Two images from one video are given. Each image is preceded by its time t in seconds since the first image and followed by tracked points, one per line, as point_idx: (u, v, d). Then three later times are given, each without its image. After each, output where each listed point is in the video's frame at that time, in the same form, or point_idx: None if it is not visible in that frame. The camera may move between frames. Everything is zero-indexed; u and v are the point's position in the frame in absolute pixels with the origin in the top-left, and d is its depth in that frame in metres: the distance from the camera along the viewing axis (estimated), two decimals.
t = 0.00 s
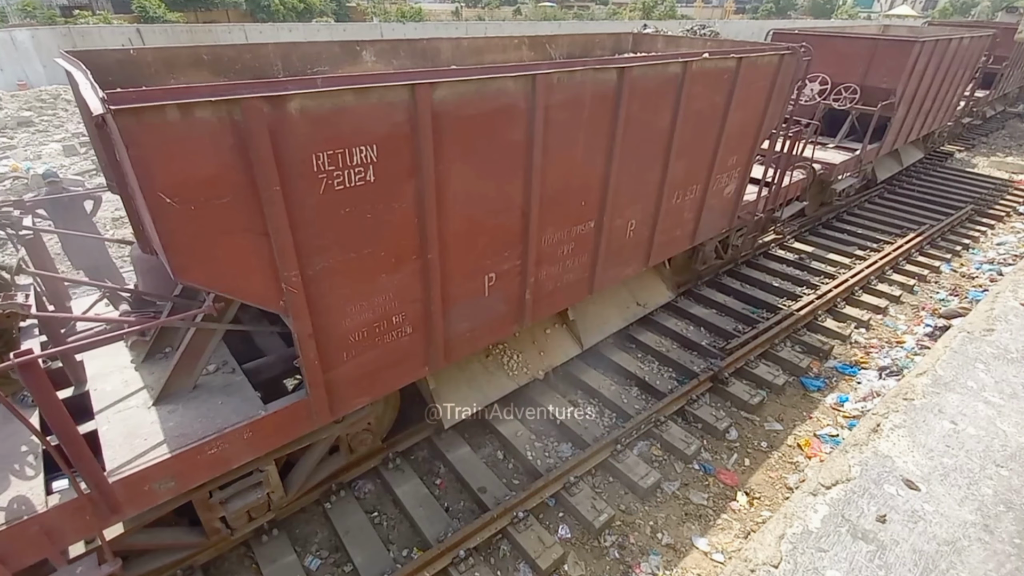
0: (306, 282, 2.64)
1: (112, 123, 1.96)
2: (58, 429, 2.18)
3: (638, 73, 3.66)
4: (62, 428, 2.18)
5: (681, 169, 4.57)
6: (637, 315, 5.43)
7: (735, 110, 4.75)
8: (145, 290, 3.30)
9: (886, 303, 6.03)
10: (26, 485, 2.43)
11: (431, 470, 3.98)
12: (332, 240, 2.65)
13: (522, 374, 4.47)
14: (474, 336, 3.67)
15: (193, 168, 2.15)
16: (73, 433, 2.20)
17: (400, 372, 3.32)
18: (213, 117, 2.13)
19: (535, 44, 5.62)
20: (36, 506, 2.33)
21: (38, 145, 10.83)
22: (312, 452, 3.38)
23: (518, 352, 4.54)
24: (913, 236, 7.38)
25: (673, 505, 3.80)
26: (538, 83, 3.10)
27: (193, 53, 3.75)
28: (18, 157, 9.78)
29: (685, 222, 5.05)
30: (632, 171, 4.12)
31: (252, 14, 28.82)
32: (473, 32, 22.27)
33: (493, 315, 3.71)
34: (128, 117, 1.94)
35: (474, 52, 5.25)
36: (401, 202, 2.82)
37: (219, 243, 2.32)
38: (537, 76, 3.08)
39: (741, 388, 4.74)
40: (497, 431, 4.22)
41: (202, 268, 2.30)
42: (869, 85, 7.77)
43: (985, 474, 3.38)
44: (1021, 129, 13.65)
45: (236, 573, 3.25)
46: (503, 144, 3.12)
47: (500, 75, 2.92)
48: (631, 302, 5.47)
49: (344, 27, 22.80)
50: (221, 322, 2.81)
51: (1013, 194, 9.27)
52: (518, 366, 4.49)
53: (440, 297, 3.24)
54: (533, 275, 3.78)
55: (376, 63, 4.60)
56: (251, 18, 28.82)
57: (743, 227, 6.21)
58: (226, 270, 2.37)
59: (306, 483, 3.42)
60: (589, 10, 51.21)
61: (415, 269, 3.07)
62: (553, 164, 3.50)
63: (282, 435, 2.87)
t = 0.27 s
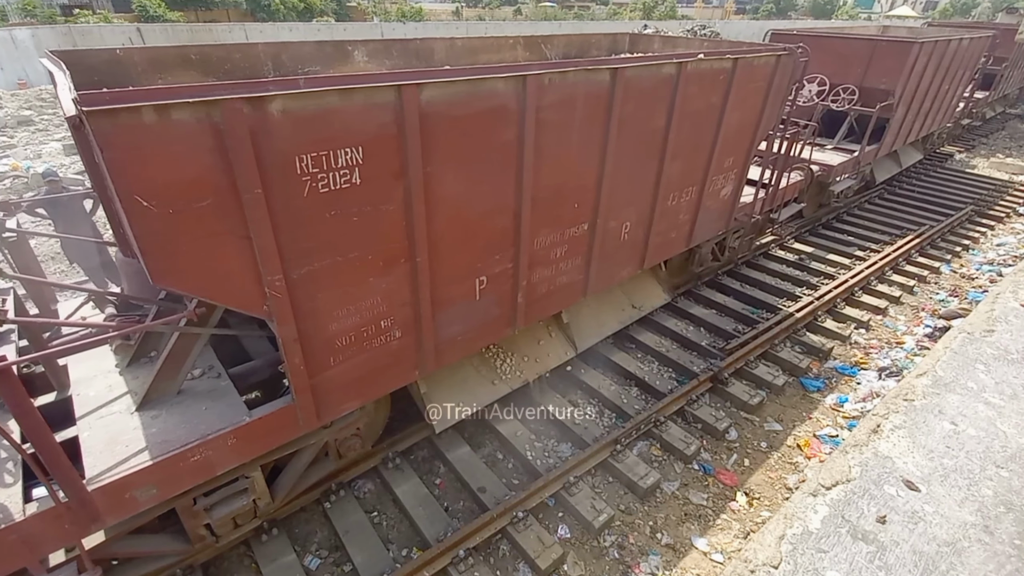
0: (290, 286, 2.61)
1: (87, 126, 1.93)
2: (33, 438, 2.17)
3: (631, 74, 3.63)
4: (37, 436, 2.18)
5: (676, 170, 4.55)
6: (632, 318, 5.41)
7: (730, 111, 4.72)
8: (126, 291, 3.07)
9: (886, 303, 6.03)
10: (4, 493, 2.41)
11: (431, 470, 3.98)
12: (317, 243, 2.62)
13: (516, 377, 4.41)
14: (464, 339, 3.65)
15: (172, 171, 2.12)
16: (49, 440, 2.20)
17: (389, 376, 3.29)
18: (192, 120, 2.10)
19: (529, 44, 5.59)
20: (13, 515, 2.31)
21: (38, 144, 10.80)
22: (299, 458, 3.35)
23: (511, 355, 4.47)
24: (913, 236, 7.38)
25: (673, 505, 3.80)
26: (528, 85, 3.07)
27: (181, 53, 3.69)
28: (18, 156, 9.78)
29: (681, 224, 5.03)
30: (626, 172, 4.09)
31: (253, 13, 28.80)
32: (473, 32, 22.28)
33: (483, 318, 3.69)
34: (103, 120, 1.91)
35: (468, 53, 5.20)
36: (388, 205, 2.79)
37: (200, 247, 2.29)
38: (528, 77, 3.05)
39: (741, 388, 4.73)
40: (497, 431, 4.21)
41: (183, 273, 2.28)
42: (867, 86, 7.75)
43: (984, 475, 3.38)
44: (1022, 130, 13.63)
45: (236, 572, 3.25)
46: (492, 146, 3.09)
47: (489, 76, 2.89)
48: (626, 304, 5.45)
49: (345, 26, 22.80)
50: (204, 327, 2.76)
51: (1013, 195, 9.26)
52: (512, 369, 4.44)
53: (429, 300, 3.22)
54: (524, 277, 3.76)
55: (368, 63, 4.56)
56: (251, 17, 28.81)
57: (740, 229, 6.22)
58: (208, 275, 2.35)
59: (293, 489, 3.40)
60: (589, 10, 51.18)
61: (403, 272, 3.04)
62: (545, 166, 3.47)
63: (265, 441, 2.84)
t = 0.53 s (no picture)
0: (274, 289, 2.58)
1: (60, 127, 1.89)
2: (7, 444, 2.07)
3: (623, 74, 3.59)
4: (12, 442, 2.08)
5: (671, 172, 4.51)
6: (627, 320, 5.38)
7: (726, 112, 4.69)
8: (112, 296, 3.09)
9: (886, 304, 6.03)
10: None
11: (430, 469, 3.98)
12: (301, 246, 2.58)
13: (508, 381, 4.40)
14: (454, 341, 3.62)
15: (149, 173, 2.08)
16: (24, 446, 2.11)
17: (377, 379, 3.26)
18: (170, 120, 2.06)
19: (525, 43, 5.53)
20: None
21: (37, 143, 10.79)
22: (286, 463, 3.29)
23: (504, 359, 4.47)
24: (913, 237, 7.38)
25: (673, 505, 3.80)
26: (517, 86, 3.04)
27: (169, 52, 3.62)
28: (18, 154, 9.76)
29: (676, 226, 5.00)
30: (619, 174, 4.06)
31: (253, 12, 28.78)
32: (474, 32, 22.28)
33: (474, 320, 3.66)
34: (76, 121, 1.87)
35: (463, 52, 5.14)
36: (376, 207, 2.76)
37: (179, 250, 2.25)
38: (517, 77, 3.02)
39: (741, 388, 4.73)
40: (498, 431, 4.21)
41: (162, 276, 2.24)
42: (866, 87, 7.73)
43: (985, 476, 3.38)
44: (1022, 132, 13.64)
45: (235, 572, 3.25)
46: (481, 148, 3.06)
47: (478, 77, 2.85)
48: (621, 306, 5.42)
49: (346, 25, 22.78)
50: (189, 331, 2.74)
51: (1013, 196, 9.27)
52: (504, 372, 4.43)
53: (417, 304, 3.19)
54: (515, 280, 3.74)
55: (360, 62, 4.51)
56: (252, 16, 28.78)
57: (737, 231, 6.17)
58: (188, 279, 2.31)
59: (279, 495, 3.34)
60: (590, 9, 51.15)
61: (391, 275, 3.01)
62: (536, 168, 3.44)
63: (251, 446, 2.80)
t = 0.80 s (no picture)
0: (257, 294, 2.51)
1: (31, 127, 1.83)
2: None
3: (619, 75, 3.52)
4: None
5: (669, 173, 4.45)
6: (623, 323, 5.34)
7: (724, 113, 4.61)
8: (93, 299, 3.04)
9: (887, 305, 6.02)
10: None
11: (430, 468, 3.97)
12: (285, 249, 2.51)
13: (501, 383, 4.39)
14: (445, 346, 3.55)
15: (124, 174, 2.02)
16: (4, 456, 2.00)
17: (366, 384, 3.20)
18: (146, 120, 2.00)
19: (521, 43, 5.46)
20: None
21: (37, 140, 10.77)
22: (273, 468, 3.22)
23: (497, 363, 4.44)
24: (915, 238, 7.37)
25: (673, 505, 3.80)
26: (509, 86, 2.97)
27: (158, 50, 3.57)
28: (19, 151, 9.75)
29: (673, 228, 4.93)
30: (615, 176, 3.99)
31: (255, 10, 28.74)
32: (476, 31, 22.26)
33: (466, 324, 3.59)
34: (46, 120, 1.81)
35: (458, 51, 5.07)
36: (363, 209, 2.68)
37: (157, 253, 2.19)
38: (509, 77, 2.95)
39: (742, 389, 4.72)
40: (498, 431, 4.20)
41: (139, 279, 2.18)
42: (866, 88, 7.70)
43: (987, 477, 3.37)
44: None
45: (235, 569, 3.25)
46: (472, 149, 2.99)
47: (467, 77, 2.78)
48: (617, 308, 5.39)
49: (349, 24, 22.75)
50: (173, 334, 2.70)
51: (1015, 197, 9.25)
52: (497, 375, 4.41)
53: (407, 307, 3.12)
54: (509, 283, 3.67)
55: (353, 61, 4.46)
56: (253, 14, 28.74)
57: (734, 232, 6.06)
58: (166, 282, 2.25)
59: (266, 500, 3.28)
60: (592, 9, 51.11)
61: (379, 278, 2.94)
62: (529, 169, 3.37)
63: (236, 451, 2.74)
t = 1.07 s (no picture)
0: (240, 297, 2.45)
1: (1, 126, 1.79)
2: None
3: (612, 75, 3.48)
4: None
5: (665, 175, 4.41)
6: (619, 325, 5.26)
7: (721, 114, 4.57)
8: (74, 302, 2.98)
9: (889, 306, 6.01)
10: None
11: (430, 467, 3.97)
12: (270, 252, 2.46)
13: (493, 387, 4.33)
14: (437, 349, 3.50)
15: (99, 174, 1.97)
16: None
17: (354, 389, 3.14)
18: (122, 120, 1.95)
19: (518, 42, 5.40)
20: None
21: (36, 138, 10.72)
22: (259, 472, 3.17)
23: (490, 366, 4.41)
24: (916, 239, 7.35)
25: (673, 506, 3.79)
26: (499, 86, 2.92)
27: (146, 48, 3.53)
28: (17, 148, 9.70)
29: (670, 230, 4.88)
30: (610, 177, 3.94)
31: (257, 8, 28.68)
32: (478, 30, 22.25)
33: (458, 328, 3.54)
34: (18, 120, 1.77)
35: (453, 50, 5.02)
36: (350, 211, 2.64)
37: (135, 256, 2.13)
38: (499, 77, 2.90)
39: (742, 389, 4.71)
40: (498, 431, 4.20)
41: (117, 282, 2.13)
42: (866, 89, 7.71)
43: (988, 477, 3.37)
44: None
45: (235, 567, 3.25)
46: (462, 150, 2.95)
47: (457, 76, 2.74)
48: (614, 311, 5.31)
49: (350, 22, 22.72)
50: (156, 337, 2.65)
51: (1017, 199, 9.24)
52: (489, 378, 4.35)
53: (396, 311, 3.07)
54: (501, 286, 3.62)
55: (346, 60, 4.41)
56: (255, 12, 28.68)
57: (732, 233, 6.02)
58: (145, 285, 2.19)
59: (252, 506, 3.23)
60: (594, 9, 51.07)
61: (368, 281, 2.89)
62: (521, 171, 3.33)
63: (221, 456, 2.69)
